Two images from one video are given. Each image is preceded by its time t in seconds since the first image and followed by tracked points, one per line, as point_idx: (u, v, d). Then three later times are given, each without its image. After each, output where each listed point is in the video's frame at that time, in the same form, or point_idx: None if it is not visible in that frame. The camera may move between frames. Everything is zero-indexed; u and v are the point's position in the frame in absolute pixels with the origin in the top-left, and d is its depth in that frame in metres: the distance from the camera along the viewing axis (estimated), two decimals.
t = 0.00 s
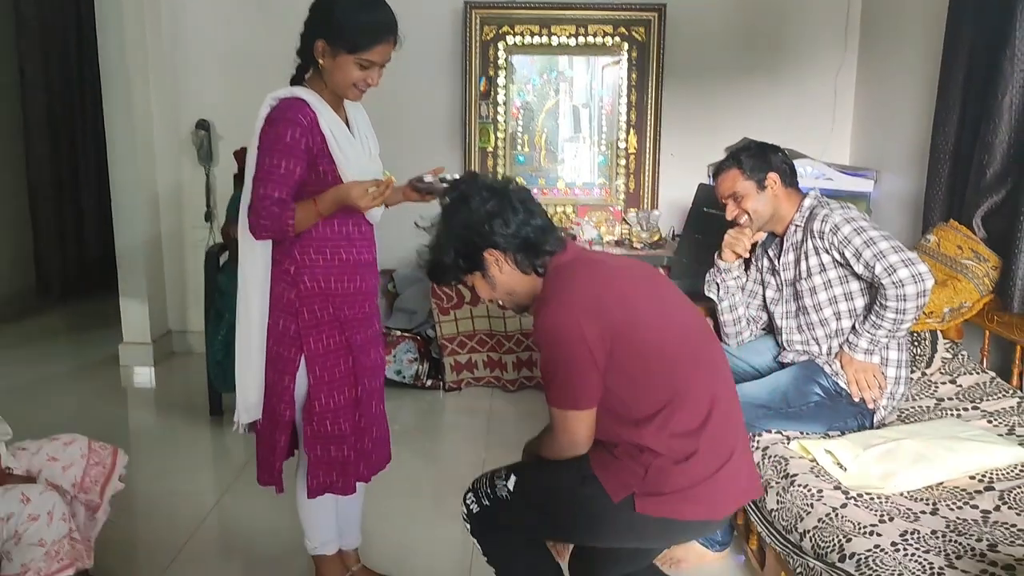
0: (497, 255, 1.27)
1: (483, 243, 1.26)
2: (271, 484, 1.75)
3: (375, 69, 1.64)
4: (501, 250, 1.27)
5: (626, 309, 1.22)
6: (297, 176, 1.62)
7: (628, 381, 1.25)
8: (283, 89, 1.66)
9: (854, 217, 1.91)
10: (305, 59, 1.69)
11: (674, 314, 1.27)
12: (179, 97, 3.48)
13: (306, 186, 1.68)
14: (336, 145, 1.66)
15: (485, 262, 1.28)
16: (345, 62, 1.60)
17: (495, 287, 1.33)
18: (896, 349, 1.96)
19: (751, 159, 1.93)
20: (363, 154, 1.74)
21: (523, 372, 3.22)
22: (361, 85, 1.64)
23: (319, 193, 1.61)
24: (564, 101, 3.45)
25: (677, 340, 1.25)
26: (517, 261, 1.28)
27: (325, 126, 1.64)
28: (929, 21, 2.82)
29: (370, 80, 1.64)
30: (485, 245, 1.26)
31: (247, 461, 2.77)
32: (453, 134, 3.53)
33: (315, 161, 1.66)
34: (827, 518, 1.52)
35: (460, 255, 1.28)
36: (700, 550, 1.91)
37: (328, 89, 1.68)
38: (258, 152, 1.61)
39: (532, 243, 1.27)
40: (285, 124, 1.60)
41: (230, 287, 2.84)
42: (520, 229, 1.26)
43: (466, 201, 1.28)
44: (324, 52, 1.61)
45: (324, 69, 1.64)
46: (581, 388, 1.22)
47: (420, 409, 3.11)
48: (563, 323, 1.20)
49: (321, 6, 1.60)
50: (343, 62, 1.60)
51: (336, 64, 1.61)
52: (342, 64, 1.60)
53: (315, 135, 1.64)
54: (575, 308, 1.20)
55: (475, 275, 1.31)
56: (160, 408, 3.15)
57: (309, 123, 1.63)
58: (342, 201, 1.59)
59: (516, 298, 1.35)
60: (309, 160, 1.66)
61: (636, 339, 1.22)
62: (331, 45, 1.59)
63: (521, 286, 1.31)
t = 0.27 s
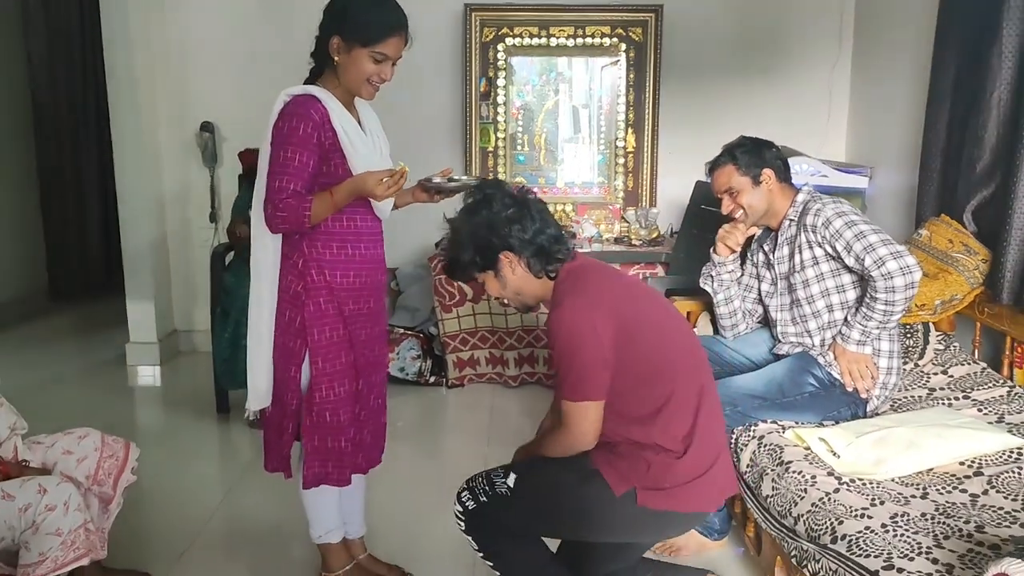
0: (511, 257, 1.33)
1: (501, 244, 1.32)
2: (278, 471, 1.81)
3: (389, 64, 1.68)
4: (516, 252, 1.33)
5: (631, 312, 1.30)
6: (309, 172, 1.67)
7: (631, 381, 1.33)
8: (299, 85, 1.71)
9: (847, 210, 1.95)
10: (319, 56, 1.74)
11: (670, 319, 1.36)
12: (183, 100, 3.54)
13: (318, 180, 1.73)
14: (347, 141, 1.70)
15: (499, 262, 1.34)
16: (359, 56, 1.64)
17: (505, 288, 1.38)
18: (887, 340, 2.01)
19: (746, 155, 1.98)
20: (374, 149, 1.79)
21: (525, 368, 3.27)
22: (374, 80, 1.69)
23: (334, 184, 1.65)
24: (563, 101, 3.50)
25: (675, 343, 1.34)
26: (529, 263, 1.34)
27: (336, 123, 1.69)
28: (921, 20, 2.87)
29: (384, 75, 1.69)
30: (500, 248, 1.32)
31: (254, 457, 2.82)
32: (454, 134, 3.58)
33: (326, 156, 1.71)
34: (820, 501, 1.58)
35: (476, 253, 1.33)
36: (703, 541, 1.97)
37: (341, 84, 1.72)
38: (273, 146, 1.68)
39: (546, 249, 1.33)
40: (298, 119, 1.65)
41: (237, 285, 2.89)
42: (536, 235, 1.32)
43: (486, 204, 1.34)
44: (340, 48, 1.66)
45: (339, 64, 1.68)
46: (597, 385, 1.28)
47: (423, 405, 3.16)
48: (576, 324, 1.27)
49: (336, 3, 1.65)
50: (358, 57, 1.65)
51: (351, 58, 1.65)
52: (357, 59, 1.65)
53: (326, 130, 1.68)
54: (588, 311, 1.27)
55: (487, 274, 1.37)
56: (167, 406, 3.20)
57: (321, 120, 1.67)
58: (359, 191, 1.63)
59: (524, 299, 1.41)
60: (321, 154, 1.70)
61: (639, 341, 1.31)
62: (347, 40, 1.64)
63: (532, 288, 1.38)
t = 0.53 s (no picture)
0: (518, 240, 1.39)
1: (510, 227, 1.38)
2: (296, 460, 1.86)
3: (400, 64, 1.73)
4: (523, 233, 1.38)
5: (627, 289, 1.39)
6: (324, 168, 1.72)
7: (631, 356, 1.41)
8: (311, 85, 1.75)
9: (845, 202, 2.00)
10: (329, 56, 1.78)
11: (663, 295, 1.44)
12: (189, 101, 3.58)
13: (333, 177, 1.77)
14: (360, 138, 1.75)
15: (507, 245, 1.40)
16: (372, 58, 1.69)
17: (513, 271, 1.43)
18: (885, 330, 2.05)
19: (746, 151, 2.03)
20: (386, 145, 1.83)
21: (528, 363, 3.31)
22: (386, 80, 1.74)
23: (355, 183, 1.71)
24: (564, 99, 3.55)
25: (669, 317, 1.42)
26: (537, 246, 1.39)
27: (349, 120, 1.73)
28: (916, 16, 2.92)
29: (395, 75, 1.73)
30: (508, 230, 1.38)
31: (263, 451, 2.86)
32: (456, 132, 3.62)
33: (341, 152, 1.75)
34: (822, 484, 1.62)
35: (490, 235, 1.39)
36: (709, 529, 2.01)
37: (353, 84, 1.77)
38: (289, 143, 1.72)
39: (550, 231, 1.39)
40: (312, 118, 1.69)
41: (245, 283, 2.93)
42: (542, 220, 1.39)
43: (497, 196, 1.40)
44: (353, 49, 1.70)
45: (352, 64, 1.73)
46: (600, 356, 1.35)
47: (428, 399, 3.20)
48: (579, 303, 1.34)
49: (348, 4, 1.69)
50: (371, 58, 1.69)
51: (364, 59, 1.70)
52: (370, 60, 1.69)
53: (340, 127, 1.73)
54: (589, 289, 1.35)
55: (496, 258, 1.42)
56: (176, 403, 3.24)
57: (336, 117, 1.72)
58: (381, 193, 1.69)
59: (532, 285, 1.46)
60: (335, 151, 1.75)
61: (636, 317, 1.39)
62: (360, 41, 1.68)
63: (539, 270, 1.42)
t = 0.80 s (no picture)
0: (526, 234, 1.41)
1: (519, 223, 1.40)
2: (313, 449, 1.89)
3: (408, 60, 1.77)
4: (532, 229, 1.40)
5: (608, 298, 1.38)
6: (341, 160, 1.75)
7: (618, 366, 1.42)
8: (323, 80, 1.78)
9: (844, 191, 2.04)
10: (337, 50, 1.82)
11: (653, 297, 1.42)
12: (194, 99, 3.61)
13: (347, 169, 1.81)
14: (372, 130, 1.79)
15: (516, 240, 1.42)
16: (382, 53, 1.73)
17: (524, 266, 1.45)
18: (885, 318, 2.09)
19: (746, 144, 2.07)
20: (397, 138, 1.87)
21: (532, 357, 3.35)
22: (394, 74, 1.77)
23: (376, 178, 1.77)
24: (565, 96, 3.58)
25: (657, 322, 1.40)
26: (544, 242, 1.42)
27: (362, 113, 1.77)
28: (913, 11, 2.96)
29: (403, 70, 1.77)
30: (517, 224, 1.40)
31: (271, 443, 2.90)
32: (459, 129, 3.66)
33: (355, 146, 1.79)
34: (825, 467, 1.66)
35: (499, 230, 1.42)
36: (713, 516, 2.06)
37: (362, 79, 1.80)
38: (304, 137, 1.75)
39: (557, 227, 1.41)
40: (325, 112, 1.73)
41: (253, 277, 2.97)
42: (550, 217, 1.41)
43: (508, 193, 1.42)
44: (362, 44, 1.74)
45: (361, 59, 1.76)
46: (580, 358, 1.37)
47: (433, 393, 3.24)
48: (557, 320, 1.37)
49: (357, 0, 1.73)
50: (381, 53, 1.73)
51: (374, 54, 1.74)
52: (379, 55, 1.73)
53: (354, 120, 1.77)
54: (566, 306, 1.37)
55: (507, 253, 1.44)
56: (183, 397, 3.27)
57: (350, 110, 1.76)
58: (402, 189, 1.77)
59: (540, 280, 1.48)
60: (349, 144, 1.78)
61: (628, 320, 1.39)
62: (371, 37, 1.72)
63: (546, 266, 1.45)
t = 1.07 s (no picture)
0: (494, 283, 1.41)
1: (484, 273, 1.40)
2: (322, 443, 1.93)
3: (411, 59, 1.81)
4: (499, 278, 1.40)
5: (577, 328, 1.37)
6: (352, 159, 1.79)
7: (599, 396, 1.41)
8: (332, 79, 1.82)
9: (834, 187, 2.08)
10: (341, 50, 1.85)
11: (622, 323, 1.40)
12: (197, 100, 3.65)
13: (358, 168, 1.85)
14: (379, 129, 1.83)
15: (486, 289, 1.42)
16: (387, 53, 1.77)
17: (498, 314, 1.45)
18: (878, 312, 2.13)
19: (741, 142, 2.11)
20: (402, 135, 1.92)
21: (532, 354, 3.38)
22: (397, 74, 1.81)
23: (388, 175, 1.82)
24: (563, 96, 3.62)
25: (630, 347, 1.38)
26: (512, 290, 1.41)
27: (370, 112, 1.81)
28: (907, 11, 3.00)
29: (407, 69, 1.81)
30: (485, 275, 1.40)
31: (275, 439, 2.94)
32: (459, 129, 3.70)
33: (365, 144, 1.83)
34: (820, 455, 1.70)
35: (466, 281, 1.42)
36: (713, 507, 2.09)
37: (367, 78, 1.84)
38: (316, 136, 1.78)
39: (524, 274, 1.41)
40: (335, 110, 1.77)
41: (256, 275, 3.00)
42: (514, 263, 1.40)
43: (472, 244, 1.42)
44: (367, 44, 1.78)
45: (366, 58, 1.80)
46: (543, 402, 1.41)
47: (435, 390, 3.27)
48: (518, 369, 1.40)
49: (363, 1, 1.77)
50: (385, 53, 1.77)
51: (378, 54, 1.77)
52: (383, 55, 1.77)
53: (364, 120, 1.81)
54: (536, 338, 1.38)
55: (481, 303, 1.44)
56: (187, 395, 3.31)
57: (360, 110, 1.80)
58: (415, 187, 1.82)
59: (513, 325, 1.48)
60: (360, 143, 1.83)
61: (596, 356, 1.38)
62: (375, 37, 1.76)
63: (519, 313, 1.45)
